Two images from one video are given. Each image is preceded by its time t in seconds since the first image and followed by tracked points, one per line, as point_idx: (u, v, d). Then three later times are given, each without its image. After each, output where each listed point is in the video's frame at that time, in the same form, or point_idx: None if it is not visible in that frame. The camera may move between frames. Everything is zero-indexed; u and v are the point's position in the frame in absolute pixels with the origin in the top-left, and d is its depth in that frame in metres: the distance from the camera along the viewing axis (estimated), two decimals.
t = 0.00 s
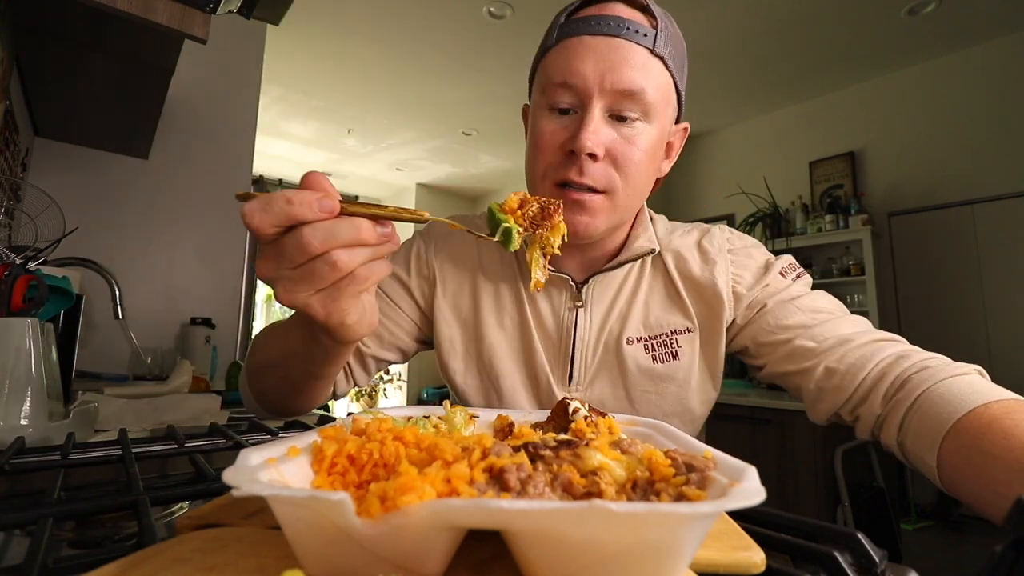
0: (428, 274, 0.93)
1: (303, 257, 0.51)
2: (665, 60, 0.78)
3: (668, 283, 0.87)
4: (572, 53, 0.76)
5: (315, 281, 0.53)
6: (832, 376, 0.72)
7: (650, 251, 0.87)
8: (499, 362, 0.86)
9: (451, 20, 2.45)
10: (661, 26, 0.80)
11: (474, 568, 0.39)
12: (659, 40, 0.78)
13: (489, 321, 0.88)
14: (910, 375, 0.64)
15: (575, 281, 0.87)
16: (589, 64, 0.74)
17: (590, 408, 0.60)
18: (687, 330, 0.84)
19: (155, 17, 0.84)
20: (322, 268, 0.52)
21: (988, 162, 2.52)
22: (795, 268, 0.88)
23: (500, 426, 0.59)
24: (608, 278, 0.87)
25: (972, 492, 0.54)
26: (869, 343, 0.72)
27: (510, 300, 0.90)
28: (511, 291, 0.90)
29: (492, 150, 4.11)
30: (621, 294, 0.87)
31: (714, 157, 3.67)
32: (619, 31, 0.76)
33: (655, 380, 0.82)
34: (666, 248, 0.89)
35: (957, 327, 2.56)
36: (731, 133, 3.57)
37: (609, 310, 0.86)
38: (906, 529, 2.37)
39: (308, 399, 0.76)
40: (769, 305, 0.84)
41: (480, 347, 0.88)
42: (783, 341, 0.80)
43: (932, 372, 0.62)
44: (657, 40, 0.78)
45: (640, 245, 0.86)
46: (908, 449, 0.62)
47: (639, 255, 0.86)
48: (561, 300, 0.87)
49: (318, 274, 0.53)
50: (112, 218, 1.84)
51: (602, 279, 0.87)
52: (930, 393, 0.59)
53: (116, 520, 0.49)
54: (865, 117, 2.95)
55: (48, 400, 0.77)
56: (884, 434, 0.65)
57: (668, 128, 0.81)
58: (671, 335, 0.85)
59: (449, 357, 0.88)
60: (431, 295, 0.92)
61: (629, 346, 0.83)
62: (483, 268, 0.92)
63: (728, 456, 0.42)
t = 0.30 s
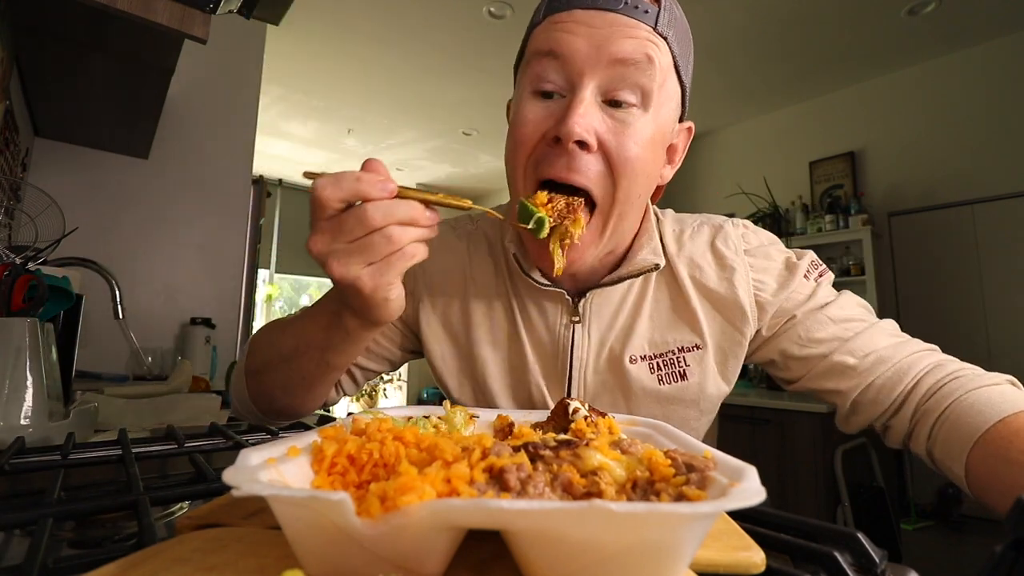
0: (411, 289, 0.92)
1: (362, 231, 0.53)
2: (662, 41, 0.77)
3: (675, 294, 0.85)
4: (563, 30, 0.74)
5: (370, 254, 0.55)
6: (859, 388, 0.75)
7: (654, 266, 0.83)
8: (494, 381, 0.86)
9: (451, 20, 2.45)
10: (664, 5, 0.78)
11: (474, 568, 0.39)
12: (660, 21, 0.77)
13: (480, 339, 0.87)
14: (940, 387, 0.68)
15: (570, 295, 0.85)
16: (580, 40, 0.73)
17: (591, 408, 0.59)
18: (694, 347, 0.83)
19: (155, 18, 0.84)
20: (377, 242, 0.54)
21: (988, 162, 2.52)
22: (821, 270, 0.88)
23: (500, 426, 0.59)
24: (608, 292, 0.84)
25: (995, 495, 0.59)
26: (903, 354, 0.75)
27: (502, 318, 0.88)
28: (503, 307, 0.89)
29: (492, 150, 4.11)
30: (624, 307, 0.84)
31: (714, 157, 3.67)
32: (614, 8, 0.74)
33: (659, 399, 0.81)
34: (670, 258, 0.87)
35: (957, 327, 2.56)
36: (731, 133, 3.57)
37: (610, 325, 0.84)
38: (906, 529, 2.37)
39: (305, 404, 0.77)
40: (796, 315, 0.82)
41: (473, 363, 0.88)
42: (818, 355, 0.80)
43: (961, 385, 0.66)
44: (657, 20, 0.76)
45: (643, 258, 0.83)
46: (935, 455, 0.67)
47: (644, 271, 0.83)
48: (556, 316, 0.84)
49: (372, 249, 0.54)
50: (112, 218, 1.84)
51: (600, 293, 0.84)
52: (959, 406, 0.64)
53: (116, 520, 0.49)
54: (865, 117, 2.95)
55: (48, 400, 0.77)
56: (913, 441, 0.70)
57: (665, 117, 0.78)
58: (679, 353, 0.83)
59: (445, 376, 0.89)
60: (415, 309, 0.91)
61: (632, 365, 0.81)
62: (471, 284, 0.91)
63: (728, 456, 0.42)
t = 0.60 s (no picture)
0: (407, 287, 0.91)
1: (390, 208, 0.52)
2: (637, 45, 0.72)
3: (675, 297, 0.85)
4: (528, 44, 0.72)
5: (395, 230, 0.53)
6: (864, 386, 0.76)
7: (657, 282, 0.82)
8: (495, 383, 0.86)
9: (451, 20, 2.45)
10: (639, 6, 0.74)
11: (475, 568, 0.39)
12: (632, 23, 0.72)
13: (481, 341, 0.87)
14: (945, 385, 0.69)
15: (567, 297, 0.84)
16: (542, 53, 0.70)
17: (591, 408, 0.59)
18: (694, 352, 0.82)
19: (155, 17, 0.84)
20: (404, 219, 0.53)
21: (988, 162, 2.52)
22: (824, 269, 0.88)
23: (500, 426, 0.59)
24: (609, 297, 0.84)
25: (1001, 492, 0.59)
26: (909, 352, 0.76)
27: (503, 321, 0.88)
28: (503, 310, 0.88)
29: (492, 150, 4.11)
30: (625, 313, 0.84)
31: (714, 157, 3.67)
32: (579, 16, 0.71)
33: (657, 403, 0.82)
34: (673, 262, 0.86)
35: (957, 327, 2.56)
36: (731, 133, 3.57)
37: (607, 329, 0.83)
38: (906, 529, 2.37)
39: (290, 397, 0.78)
40: (801, 314, 0.82)
41: (473, 365, 0.88)
42: (822, 353, 0.80)
43: (966, 381, 0.67)
44: (629, 23, 0.72)
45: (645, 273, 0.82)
46: (940, 453, 0.68)
47: (646, 285, 0.82)
48: (551, 319, 0.84)
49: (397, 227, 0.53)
50: (111, 218, 1.84)
51: (598, 296, 0.83)
52: (964, 403, 0.64)
53: (116, 519, 0.49)
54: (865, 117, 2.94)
55: (49, 400, 0.77)
56: (918, 439, 0.71)
57: (641, 126, 0.73)
58: (677, 360, 0.82)
59: (446, 376, 0.89)
60: (412, 310, 0.91)
61: (631, 371, 0.81)
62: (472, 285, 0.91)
63: (728, 456, 0.42)
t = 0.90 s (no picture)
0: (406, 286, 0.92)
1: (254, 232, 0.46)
2: (635, 51, 0.72)
3: (677, 295, 0.85)
4: (526, 59, 0.72)
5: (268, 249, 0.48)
6: (861, 381, 0.76)
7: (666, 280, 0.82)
8: (497, 378, 0.86)
9: (451, 20, 2.45)
10: (632, 10, 0.73)
11: (475, 569, 0.39)
12: (627, 29, 0.72)
13: (483, 338, 0.87)
14: (943, 384, 0.68)
15: (576, 297, 0.85)
16: (541, 68, 0.70)
17: (591, 408, 0.59)
18: (697, 348, 0.82)
19: (155, 17, 0.84)
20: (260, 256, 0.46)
21: (989, 162, 2.51)
22: (824, 268, 0.87)
23: (500, 426, 0.59)
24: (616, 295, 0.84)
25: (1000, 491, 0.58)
26: (908, 349, 0.75)
27: (509, 317, 0.88)
28: (508, 305, 0.89)
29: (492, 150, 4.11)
30: (629, 310, 0.84)
31: (715, 157, 3.67)
32: (574, 27, 0.71)
33: (662, 400, 0.82)
34: (676, 262, 0.86)
35: (957, 327, 2.56)
36: (731, 133, 3.57)
37: (609, 325, 0.84)
38: (906, 529, 2.37)
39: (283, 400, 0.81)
40: (801, 311, 0.82)
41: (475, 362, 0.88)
42: (821, 350, 0.80)
43: (967, 383, 0.65)
44: (625, 28, 0.72)
45: (654, 271, 0.82)
46: (939, 451, 0.67)
47: (652, 284, 0.82)
48: (560, 317, 0.85)
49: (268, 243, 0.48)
50: (111, 218, 1.83)
51: (602, 297, 0.84)
52: (964, 402, 0.64)
53: (116, 519, 0.49)
54: (865, 117, 2.94)
55: (49, 400, 0.77)
56: (917, 438, 0.70)
57: (650, 127, 0.74)
58: (681, 355, 0.83)
59: (446, 374, 0.89)
60: (410, 308, 0.91)
61: (634, 367, 0.82)
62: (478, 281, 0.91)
63: (728, 456, 0.42)
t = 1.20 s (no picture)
0: (410, 289, 0.92)
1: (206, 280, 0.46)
2: (646, 58, 0.73)
3: (676, 291, 0.85)
4: (540, 63, 0.72)
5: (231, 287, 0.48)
6: (852, 376, 0.75)
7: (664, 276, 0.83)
8: (500, 376, 0.86)
9: (451, 20, 2.45)
10: (643, 18, 0.74)
11: (475, 569, 0.39)
12: (639, 37, 0.72)
13: (486, 337, 0.87)
14: (935, 380, 0.66)
15: (576, 294, 0.85)
16: (555, 72, 0.70)
17: (590, 408, 0.59)
18: (695, 344, 0.82)
19: (155, 17, 0.84)
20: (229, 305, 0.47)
21: (989, 162, 2.51)
22: (818, 267, 0.87)
23: (500, 426, 0.59)
24: (616, 292, 0.84)
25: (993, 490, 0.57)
26: (899, 347, 0.74)
27: (510, 314, 0.89)
28: (509, 302, 0.89)
29: (492, 150, 4.11)
30: (630, 307, 0.85)
31: (715, 157, 3.67)
32: (588, 33, 0.71)
33: (662, 396, 0.82)
34: (675, 259, 0.86)
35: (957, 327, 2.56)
36: (731, 133, 3.57)
37: (609, 321, 0.84)
38: (906, 529, 2.37)
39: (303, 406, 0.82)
40: (794, 308, 0.83)
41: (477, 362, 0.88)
42: (813, 345, 0.80)
43: (959, 379, 0.64)
44: (636, 36, 0.72)
45: (654, 267, 0.83)
46: (933, 449, 0.66)
47: (651, 279, 0.83)
48: (562, 315, 0.85)
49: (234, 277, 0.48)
50: (111, 218, 1.83)
51: (604, 294, 0.84)
52: (956, 399, 0.62)
53: (116, 519, 0.49)
54: (865, 117, 2.94)
55: (49, 400, 0.77)
56: (910, 436, 0.69)
57: (657, 133, 0.75)
58: (680, 350, 0.83)
59: (446, 376, 0.88)
60: (412, 310, 0.91)
61: (634, 363, 0.82)
62: (480, 280, 0.91)
63: (728, 456, 0.42)
